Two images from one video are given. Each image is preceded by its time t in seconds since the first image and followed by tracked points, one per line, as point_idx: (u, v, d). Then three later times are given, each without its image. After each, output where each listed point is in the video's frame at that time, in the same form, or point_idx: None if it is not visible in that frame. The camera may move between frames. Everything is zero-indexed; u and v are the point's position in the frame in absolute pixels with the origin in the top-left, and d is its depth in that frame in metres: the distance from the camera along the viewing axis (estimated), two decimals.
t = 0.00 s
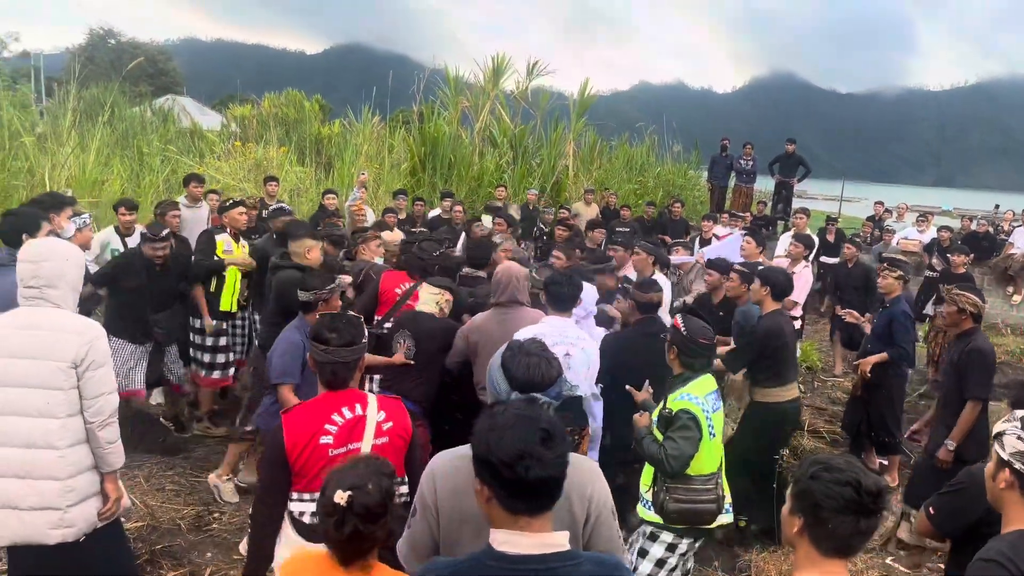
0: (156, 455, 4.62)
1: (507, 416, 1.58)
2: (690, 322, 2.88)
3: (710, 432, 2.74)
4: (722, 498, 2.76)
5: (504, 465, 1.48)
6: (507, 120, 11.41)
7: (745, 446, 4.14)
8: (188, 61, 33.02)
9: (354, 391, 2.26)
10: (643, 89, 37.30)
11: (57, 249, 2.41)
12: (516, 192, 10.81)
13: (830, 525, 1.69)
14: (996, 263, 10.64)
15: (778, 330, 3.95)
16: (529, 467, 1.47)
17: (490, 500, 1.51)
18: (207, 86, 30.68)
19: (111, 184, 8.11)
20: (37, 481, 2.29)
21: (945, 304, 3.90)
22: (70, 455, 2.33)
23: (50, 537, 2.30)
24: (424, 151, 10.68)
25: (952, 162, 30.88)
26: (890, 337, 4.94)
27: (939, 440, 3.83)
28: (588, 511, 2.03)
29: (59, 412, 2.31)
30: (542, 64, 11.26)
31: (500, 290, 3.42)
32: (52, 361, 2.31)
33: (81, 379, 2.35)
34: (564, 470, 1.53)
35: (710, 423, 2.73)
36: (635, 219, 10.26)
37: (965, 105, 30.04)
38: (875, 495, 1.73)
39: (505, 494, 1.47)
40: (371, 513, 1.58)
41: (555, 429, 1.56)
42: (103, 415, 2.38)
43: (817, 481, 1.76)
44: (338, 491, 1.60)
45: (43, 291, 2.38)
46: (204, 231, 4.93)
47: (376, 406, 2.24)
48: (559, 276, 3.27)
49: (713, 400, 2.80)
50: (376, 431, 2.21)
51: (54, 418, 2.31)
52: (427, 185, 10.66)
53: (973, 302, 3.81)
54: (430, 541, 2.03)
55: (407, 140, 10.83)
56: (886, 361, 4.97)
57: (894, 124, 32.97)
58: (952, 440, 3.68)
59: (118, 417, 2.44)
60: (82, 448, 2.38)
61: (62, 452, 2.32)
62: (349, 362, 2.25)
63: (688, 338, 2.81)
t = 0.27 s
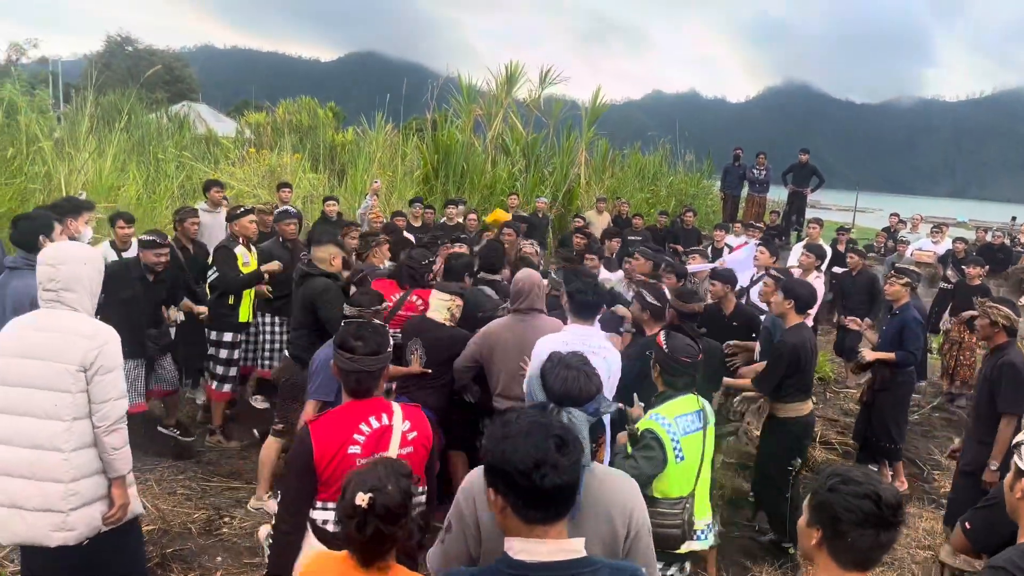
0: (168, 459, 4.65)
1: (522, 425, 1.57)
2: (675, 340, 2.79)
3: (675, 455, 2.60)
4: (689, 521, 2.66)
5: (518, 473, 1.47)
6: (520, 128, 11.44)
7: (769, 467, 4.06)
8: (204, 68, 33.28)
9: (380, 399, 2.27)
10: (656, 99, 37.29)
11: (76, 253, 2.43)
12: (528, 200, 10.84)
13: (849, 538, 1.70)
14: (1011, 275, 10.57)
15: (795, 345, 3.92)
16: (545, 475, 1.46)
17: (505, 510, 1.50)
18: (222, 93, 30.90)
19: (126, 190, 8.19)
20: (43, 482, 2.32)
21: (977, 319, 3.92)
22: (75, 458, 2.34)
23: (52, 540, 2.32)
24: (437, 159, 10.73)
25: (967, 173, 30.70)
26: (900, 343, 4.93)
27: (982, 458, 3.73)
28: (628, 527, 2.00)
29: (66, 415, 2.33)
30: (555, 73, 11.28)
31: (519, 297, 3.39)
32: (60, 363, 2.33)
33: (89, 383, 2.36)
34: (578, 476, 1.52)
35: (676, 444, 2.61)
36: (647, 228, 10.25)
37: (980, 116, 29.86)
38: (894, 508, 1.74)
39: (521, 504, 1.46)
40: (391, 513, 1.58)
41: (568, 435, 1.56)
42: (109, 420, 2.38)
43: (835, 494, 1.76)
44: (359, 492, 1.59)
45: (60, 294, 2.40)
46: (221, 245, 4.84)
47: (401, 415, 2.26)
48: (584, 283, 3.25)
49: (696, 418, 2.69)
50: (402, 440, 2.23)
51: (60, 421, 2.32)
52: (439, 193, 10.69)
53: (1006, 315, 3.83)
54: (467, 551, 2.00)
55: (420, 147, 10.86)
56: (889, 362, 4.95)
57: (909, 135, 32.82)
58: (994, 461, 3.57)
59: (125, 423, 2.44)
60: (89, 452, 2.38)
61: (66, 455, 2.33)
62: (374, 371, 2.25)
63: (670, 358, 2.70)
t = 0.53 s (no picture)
0: (176, 461, 4.66)
1: (500, 435, 1.57)
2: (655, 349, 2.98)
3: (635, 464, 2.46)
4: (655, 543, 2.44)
5: (492, 482, 1.47)
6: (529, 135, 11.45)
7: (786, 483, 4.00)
8: (215, 73, 33.44)
9: (414, 407, 2.30)
10: (665, 106, 37.29)
11: (101, 256, 2.44)
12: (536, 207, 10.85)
13: (876, 551, 1.71)
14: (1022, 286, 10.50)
15: (808, 355, 3.86)
16: (518, 485, 1.45)
17: (483, 518, 1.50)
18: (232, 98, 31.05)
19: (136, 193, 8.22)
20: (54, 481, 2.33)
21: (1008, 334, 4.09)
22: (86, 459, 2.35)
23: (58, 539, 2.32)
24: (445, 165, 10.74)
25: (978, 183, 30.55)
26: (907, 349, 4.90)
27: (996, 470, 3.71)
28: (676, 543, 1.96)
29: (83, 415, 2.34)
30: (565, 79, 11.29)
31: (524, 298, 3.44)
32: (79, 364, 2.34)
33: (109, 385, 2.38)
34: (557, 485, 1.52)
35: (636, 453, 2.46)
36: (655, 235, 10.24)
37: (992, 125, 29.70)
38: (922, 521, 1.74)
39: (497, 514, 1.46)
40: (394, 514, 1.57)
41: (542, 445, 1.56)
42: (124, 422, 2.39)
43: (862, 507, 1.75)
44: (363, 493, 1.57)
45: (85, 296, 2.41)
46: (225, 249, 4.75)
47: (435, 423, 2.29)
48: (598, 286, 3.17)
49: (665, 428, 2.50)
50: (435, 448, 2.25)
51: (77, 420, 2.34)
52: (447, 198, 10.70)
53: None
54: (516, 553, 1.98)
55: (429, 153, 10.88)
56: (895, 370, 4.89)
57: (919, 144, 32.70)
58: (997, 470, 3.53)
59: (139, 427, 2.45)
60: (103, 452, 2.39)
61: (79, 455, 2.34)
62: (411, 379, 2.25)
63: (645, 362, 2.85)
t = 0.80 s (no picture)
0: (182, 462, 4.68)
1: (461, 438, 1.58)
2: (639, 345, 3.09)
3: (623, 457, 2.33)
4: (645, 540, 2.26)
5: (450, 489, 1.49)
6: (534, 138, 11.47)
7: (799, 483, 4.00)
8: (222, 75, 33.58)
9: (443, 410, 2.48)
10: (670, 111, 37.31)
11: (140, 256, 2.47)
12: (540, 210, 10.86)
13: (903, 568, 1.68)
14: None
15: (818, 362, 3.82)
16: (473, 493, 1.48)
17: (440, 523, 1.53)
18: (239, 100, 31.14)
19: (142, 193, 8.25)
20: (82, 475, 2.35)
21: None
22: (114, 455, 2.37)
23: (83, 532, 2.35)
24: (451, 168, 10.77)
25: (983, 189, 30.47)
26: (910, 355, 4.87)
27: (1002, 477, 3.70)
28: (702, 543, 1.97)
29: (113, 411, 2.37)
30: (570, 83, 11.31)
31: (522, 301, 3.41)
32: (111, 361, 2.36)
33: (140, 383, 2.39)
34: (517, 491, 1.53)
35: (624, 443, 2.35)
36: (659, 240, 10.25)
37: (998, 132, 29.63)
38: (952, 541, 1.70)
39: (454, 522, 1.49)
40: (395, 506, 1.57)
41: (505, 451, 1.56)
42: (152, 420, 2.41)
43: (891, 523, 1.72)
44: (364, 487, 1.56)
45: (120, 294, 2.43)
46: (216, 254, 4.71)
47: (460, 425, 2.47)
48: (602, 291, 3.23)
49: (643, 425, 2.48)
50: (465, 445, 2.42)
51: (107, 416, 2.36)
52: (452, 201, 10.71)
53: None
54: (546, 559, 1.95)
55: (434, 156, 10.90)
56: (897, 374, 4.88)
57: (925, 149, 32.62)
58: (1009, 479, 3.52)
59: (166, 426, 2.46)
60: (130, 449, 2.41)
61: (108, 451, 2.36)
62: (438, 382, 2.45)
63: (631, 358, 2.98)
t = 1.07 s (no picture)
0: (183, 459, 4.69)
1: (420, 442, 1.52)
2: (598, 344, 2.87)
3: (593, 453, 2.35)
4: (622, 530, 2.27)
5: (405, 494, 1.42)
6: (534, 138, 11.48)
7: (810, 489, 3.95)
8: (221, 75, 33.60)
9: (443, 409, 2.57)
10: (669, 111, 37.34)
11: (162, 250, 2.52)
12: (540, 210, 10.86)
13: None
14: None
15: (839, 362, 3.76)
16: (428, 499, 1.40)
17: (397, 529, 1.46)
18: (238, 100, 31.14)
19: (141, 192, 8.26)
20: (113, 466, 2.45)
21: None
22: (142, 446, 2.47)
23: (115, 520, 2.45)
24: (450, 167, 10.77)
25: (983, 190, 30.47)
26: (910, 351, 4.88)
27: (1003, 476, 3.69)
28: (693, 542, 1.95)
29: (141, 403, 2.45)
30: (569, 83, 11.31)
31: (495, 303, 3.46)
32: (138, 355, 2.44)
33: (165, 377, 2.48)
34: (477, 501, 1.44)
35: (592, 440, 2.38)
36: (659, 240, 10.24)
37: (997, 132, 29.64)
38: (964, 553, 1.69)
39: (410, 528, 1.42)
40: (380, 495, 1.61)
41: (467, 458, 1.48)
42: (178, 412, 2.50)
43: (901, 534, 1.72)
44: (348, 479, 1.61)
45: (143, 288, 2.49)
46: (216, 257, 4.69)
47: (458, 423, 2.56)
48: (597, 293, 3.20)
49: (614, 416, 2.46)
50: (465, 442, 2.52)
51: (135, 409, 2.45)
52: (452, 201, 10.71)
53: None
54: (532, 555, 1.96)
55: (434, 155, 10.90)
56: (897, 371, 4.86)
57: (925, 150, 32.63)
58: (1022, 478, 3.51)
59: (190, 417, 2.55)
60: (157, 439, 2.52)
61: (136, 442, 2.46)
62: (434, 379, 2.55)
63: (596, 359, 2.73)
